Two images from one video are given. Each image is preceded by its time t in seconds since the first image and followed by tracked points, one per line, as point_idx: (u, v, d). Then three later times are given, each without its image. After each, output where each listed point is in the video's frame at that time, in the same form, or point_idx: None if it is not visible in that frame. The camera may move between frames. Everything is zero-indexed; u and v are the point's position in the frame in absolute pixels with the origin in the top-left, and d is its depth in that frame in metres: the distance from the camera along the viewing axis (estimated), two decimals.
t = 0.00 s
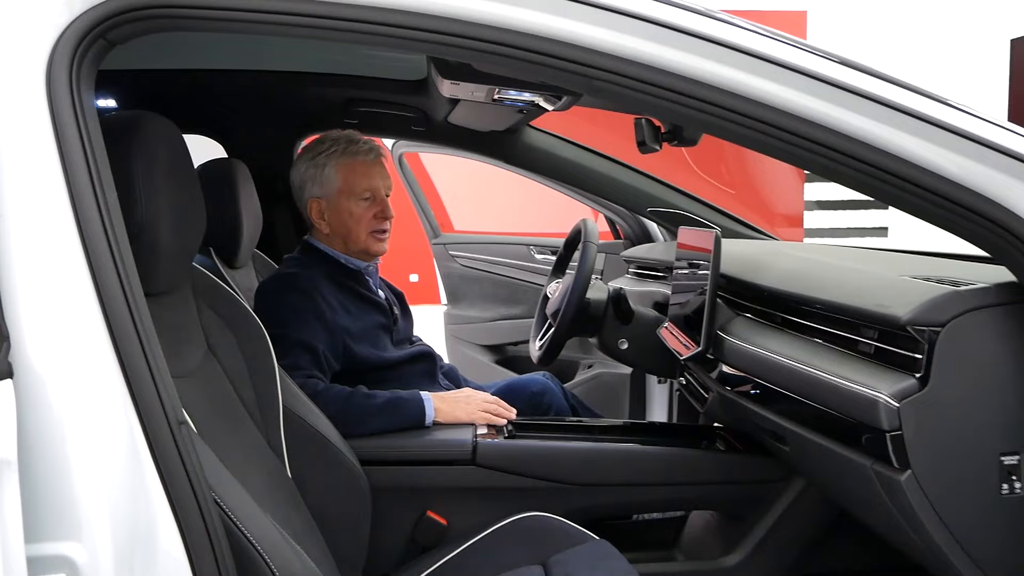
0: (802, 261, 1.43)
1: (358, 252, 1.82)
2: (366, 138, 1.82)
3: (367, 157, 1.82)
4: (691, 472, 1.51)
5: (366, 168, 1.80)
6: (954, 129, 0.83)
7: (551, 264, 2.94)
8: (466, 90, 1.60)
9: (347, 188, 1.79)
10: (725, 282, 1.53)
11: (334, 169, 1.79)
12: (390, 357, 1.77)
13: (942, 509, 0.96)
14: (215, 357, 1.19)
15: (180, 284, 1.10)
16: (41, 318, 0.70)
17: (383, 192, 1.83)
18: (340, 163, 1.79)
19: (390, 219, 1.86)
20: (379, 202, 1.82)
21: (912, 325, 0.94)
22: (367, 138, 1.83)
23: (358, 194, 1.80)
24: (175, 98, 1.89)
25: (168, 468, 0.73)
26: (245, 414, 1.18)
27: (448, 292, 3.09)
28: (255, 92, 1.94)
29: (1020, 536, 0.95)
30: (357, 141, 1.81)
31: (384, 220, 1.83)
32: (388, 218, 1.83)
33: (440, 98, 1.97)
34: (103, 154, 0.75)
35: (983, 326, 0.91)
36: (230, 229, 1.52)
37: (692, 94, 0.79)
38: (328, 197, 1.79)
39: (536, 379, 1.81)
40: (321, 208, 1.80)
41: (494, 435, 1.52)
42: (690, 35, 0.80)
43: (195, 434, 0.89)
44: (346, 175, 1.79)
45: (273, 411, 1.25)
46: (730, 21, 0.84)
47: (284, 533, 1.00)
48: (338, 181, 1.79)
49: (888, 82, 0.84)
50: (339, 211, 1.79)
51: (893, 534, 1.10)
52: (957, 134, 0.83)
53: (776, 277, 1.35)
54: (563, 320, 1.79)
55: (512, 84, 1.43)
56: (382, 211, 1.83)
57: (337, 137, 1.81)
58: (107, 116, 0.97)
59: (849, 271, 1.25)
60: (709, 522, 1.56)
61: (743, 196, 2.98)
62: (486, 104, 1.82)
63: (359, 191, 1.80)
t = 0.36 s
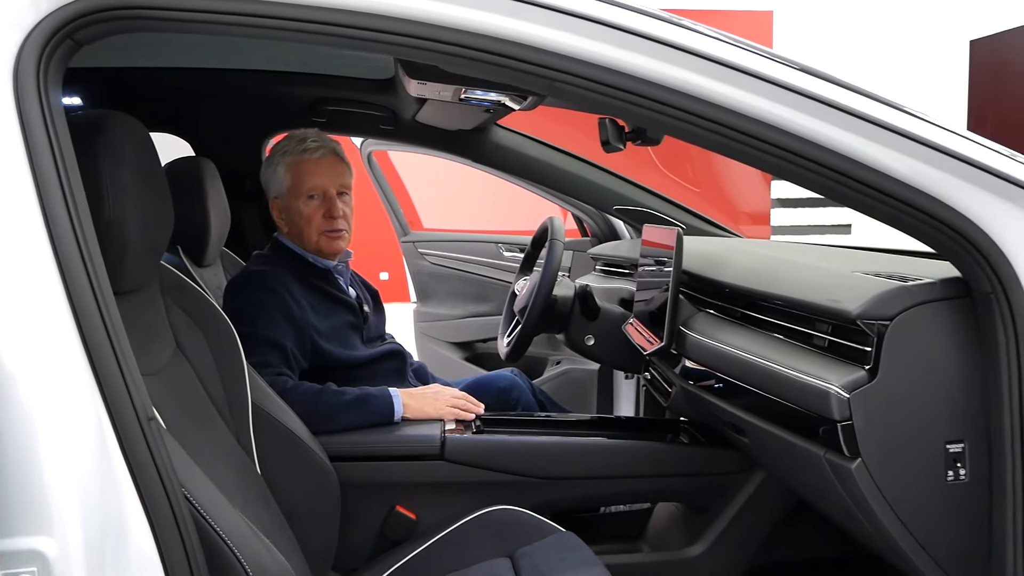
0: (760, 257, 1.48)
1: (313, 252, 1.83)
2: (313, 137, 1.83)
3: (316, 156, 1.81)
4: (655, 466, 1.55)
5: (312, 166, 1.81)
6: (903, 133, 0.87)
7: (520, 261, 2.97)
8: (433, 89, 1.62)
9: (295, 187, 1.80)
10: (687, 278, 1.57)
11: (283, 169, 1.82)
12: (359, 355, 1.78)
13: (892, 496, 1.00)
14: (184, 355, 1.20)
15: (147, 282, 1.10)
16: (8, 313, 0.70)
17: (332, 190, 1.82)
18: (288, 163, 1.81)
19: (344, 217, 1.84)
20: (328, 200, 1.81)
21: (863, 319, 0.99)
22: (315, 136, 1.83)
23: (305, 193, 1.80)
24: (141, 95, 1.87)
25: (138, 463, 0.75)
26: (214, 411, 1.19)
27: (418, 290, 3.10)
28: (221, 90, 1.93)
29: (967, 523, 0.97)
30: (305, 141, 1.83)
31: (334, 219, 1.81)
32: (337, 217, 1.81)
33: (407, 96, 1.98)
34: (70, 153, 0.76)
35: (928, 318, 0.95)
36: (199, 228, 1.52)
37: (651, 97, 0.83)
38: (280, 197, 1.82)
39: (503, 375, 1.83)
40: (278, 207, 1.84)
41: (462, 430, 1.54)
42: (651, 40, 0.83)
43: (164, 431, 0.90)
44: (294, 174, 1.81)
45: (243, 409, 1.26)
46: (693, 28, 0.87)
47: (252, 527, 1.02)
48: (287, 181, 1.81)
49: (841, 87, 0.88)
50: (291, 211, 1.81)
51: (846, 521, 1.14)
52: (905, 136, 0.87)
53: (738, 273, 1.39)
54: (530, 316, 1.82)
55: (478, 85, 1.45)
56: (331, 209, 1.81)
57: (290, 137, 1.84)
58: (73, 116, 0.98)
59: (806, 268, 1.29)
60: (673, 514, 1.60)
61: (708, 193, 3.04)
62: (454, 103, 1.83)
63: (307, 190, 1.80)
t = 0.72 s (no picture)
0: (727, 256, 1.51)
1: (282, 254, 1.83)
2: (285, 138, 1.82)
3: (286, 158, 1.81)
4: (624, 463, 1.57)
5: (283, 168, 1.80)
6: (864, 136, 0.89)
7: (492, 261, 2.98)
8: (404, 90, 1.62)
9: (264, 189, 1.80)
10: (656, 277, 1.60)
11: (253, 170, 1.81)
12: (330, 355, 1.78)
13: (854, 492, 1.02)
14: (155, 356, 1.20)
15: (116, 283, 1.10)
16: None
17: (302, 193, 1.82)
18: (259, 164, 1.81)
19: (314, 220, 1.84)
20: (298, 203, 1.81)
21: (825, 317, 1.01)
22: (287, 138, 1.82)
23: (275, 195, 1.80)
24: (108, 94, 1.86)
25: (107, 464, 0.75)
26: (184, 412, 1.19)
27: (391, 289, 3.10)
28: (190, 89, 1.92)
29: (928, 517, 1.00)
30: (276, 142, 1.81)
31: (304, 222, 1.81)
32: (307, 221, 1.81)
33: (378, 97, 1.99)
34: (36, 154, 0.76)
35: (887, 318, 0.98)
36: (169, 228, 1.51)
37: (613, 98, 0.85)
38: (250, 198, 1.82)
39: (475, 374, 1.85)
40: (247, 209, 1.84)
41: (434, 430, 1.55)
42: (619, 45, 0.85)
43: (134, 432, 0.90)
44: (263, 176, 1.80)
45: (213, 410, 1.26)
46: (663, 34, 0.89)
47: (221, 527, 1.02)
48: (257, 182, 1.81)
49: (804, 91, 0.90)
50: (261, 213, 1.81)
51: (808, 513, 1.17)
52: (865, 139, 0.89)
53: (704, 272, 1.42)
54: (502, 315, 1.83)
55: (449, 86, 1.46)
56: (301, 213, 1.81)
57: (260, 138, 1.83)
58: (39, 117, 0.98)
59: (770, 267, 1.32)
60: (644, 510, 1.63)
61: (678, 193, 3.07)
62: (425, 104, 1.84)
63: (276, 193, 1.80)
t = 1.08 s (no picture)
0: (709, 256, 1.52)
1: (269, 254, 1.81)
2: (277, 139, 1.81)
3: (278, 159, 1.80)
4: (608, 461, 1.57)
5: (274, 168, 1.79)
6: (846, 137, 0.90)
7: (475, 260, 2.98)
8: (387, 90, 1.62)
9: (254, 188, 1.78)
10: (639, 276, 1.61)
11: (243, 169, 1.78)
12: (312, 356, 1.77)
13: (836, 489, 1.03)
14: (136, 358, 1.19)
15: (97, 285, 1.09)
16: None
17: (293, 194, 1.81)
18: (249, 164, 1.78)
19: (303, 221, 1.83)
20: (289, 204, 1.80)
21: (807, 316, 1.02)
22: (278, 138, 1.81)
23: (266, 195, 1.78)
24: (86, 93, 1.84)
25: (90, 467, 0.75)
26: (167, 414, 1.19)
27: (373, 289, 3.09)
28: (170, 88, 1.90)
29: (909, 513, 1.01)
30: (267, 142, 1.80)
31: (295, 223, 1.81)
32: (298, 221, 1.81)
33: (361, 96, 1.98)
34: (16, 154, 0.75)
35: (868, 316, 0.99)
36: (149, 230, 1.50)
37: (597, 98, 0.86)
38: (238, 198, 1.79)
39: (459, 374, 1.85)
40: (232, 208, 1.80)
41: (418, 430, 1.55)
42: (604, 45, 0.86)
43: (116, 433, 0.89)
44: (254, 175, 1.78)
45: (195, 412, 1.26)
46: (646, 34, 0.90)
47: (205, 529, 1.01)
48: (247, 182, 1.78)
49: (787, 92, 0.91)
50: (249, 213, 1.78)
51: (791, 510, 1.19)
52: (847, 140, 0.90)
53: (687, 272, 1.43)
54: (486, 315, 1.83)
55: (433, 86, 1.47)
56: (292, 213, 1.80)
57: (250, 137, 1.80)
58: (19, 116, 0.97)
59: (752, 266, 1.34)
60: (628, 508, 1.64)
61: (659, 192, 3.09)
62: (408, 103, 1.84)
63: (266, 193, 1.78)
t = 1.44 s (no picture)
0: (696, 257, 1.53)
1: (276, 255, 1.81)
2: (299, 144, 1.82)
3: (299, 163, 1.81)
4: (598, 462, 1.58)
5: (298, 173, 1.80)
6: (835, 141, 0.92)
7: (464, 261, 2.98)
8: (377, 92, 1.62)
9: (276, 190, 1.77)
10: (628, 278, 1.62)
11: (265, 169, 1.76)
12: (301, 357, 1.77)
13: (826, 490, 1.04)
14: (126, 362, 1.19)
15: (86, 289, 1.08)
16: None
17: (308, 198, 1.83)
18: (273, 165, 1.77)
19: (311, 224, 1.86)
20: (304, 207, 1.82)
21: (796, 319, 1.03)
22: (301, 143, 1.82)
23: (287, 197, 1.78)
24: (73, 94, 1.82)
25: (83, 472, 0.75)
26: (158, 417, 1.19)
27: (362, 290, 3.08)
28: (158, 90, 1.89)
29: (897, 513, 1.03)
30: (291, 146, 1.80)
31: (308, 227, 1.83)
32: (311, 225, 1.84)
33: (350, 98, 1.98)
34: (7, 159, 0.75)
35: (856, 319, 1.01)
36: (139, 232, 1.49)
37: (589, 104, 0.87)
38: (254, 197, 1.76)
39: (449, 376, 1.85)
40: (245, 206, 1.77)
41: (409, 431, 1.55)
42: (592, 49, 0.87)
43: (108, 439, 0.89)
44: (277, 177, 1.77)
45: (186, 417, 1.26)
46: (633, 38, 0.91)
47: (198, 533, 1.01)
48: (268, 182, 1.76)
49: (773, 95, 0.93)
50: (265, 213, 1.77)
51: (780, 510, 1.20)
52: (833, 143, 0.92)
53: (675, 272, 1.43)
54: (476, 317, 1.83)
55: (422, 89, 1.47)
56: (307, 217, 1.83)
57: (272, 138, 1.79)
58: (8, 121, 0.96)
59: (740, 268, 1.35)
60: (618, 509, 1.65)
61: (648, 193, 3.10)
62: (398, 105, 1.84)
63: (287, 195, 1.78)
